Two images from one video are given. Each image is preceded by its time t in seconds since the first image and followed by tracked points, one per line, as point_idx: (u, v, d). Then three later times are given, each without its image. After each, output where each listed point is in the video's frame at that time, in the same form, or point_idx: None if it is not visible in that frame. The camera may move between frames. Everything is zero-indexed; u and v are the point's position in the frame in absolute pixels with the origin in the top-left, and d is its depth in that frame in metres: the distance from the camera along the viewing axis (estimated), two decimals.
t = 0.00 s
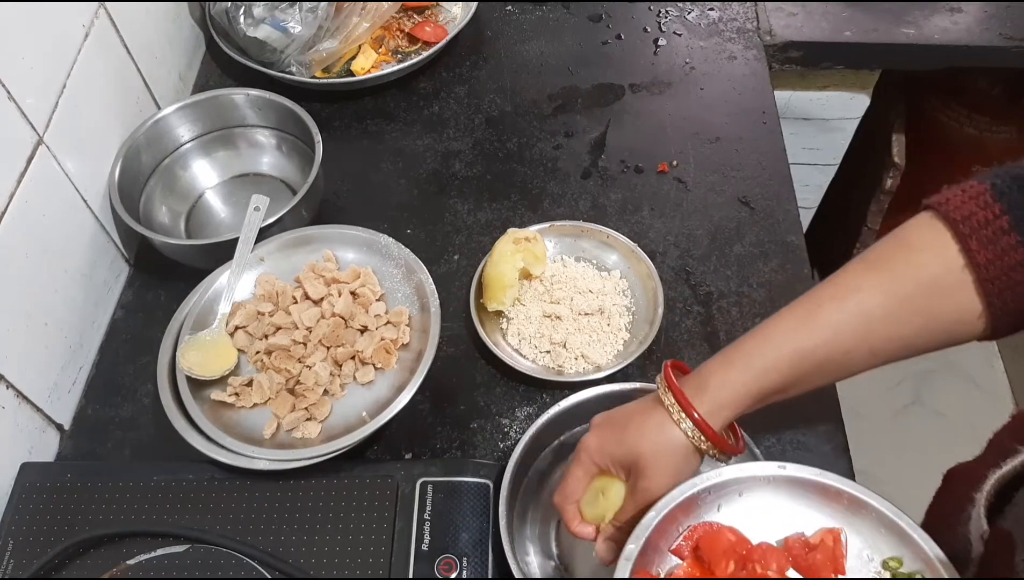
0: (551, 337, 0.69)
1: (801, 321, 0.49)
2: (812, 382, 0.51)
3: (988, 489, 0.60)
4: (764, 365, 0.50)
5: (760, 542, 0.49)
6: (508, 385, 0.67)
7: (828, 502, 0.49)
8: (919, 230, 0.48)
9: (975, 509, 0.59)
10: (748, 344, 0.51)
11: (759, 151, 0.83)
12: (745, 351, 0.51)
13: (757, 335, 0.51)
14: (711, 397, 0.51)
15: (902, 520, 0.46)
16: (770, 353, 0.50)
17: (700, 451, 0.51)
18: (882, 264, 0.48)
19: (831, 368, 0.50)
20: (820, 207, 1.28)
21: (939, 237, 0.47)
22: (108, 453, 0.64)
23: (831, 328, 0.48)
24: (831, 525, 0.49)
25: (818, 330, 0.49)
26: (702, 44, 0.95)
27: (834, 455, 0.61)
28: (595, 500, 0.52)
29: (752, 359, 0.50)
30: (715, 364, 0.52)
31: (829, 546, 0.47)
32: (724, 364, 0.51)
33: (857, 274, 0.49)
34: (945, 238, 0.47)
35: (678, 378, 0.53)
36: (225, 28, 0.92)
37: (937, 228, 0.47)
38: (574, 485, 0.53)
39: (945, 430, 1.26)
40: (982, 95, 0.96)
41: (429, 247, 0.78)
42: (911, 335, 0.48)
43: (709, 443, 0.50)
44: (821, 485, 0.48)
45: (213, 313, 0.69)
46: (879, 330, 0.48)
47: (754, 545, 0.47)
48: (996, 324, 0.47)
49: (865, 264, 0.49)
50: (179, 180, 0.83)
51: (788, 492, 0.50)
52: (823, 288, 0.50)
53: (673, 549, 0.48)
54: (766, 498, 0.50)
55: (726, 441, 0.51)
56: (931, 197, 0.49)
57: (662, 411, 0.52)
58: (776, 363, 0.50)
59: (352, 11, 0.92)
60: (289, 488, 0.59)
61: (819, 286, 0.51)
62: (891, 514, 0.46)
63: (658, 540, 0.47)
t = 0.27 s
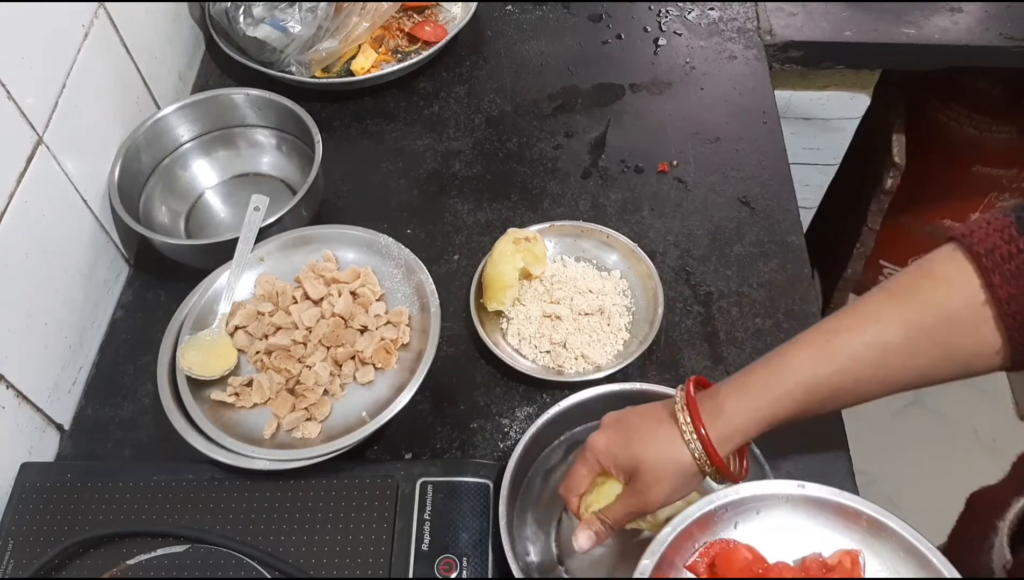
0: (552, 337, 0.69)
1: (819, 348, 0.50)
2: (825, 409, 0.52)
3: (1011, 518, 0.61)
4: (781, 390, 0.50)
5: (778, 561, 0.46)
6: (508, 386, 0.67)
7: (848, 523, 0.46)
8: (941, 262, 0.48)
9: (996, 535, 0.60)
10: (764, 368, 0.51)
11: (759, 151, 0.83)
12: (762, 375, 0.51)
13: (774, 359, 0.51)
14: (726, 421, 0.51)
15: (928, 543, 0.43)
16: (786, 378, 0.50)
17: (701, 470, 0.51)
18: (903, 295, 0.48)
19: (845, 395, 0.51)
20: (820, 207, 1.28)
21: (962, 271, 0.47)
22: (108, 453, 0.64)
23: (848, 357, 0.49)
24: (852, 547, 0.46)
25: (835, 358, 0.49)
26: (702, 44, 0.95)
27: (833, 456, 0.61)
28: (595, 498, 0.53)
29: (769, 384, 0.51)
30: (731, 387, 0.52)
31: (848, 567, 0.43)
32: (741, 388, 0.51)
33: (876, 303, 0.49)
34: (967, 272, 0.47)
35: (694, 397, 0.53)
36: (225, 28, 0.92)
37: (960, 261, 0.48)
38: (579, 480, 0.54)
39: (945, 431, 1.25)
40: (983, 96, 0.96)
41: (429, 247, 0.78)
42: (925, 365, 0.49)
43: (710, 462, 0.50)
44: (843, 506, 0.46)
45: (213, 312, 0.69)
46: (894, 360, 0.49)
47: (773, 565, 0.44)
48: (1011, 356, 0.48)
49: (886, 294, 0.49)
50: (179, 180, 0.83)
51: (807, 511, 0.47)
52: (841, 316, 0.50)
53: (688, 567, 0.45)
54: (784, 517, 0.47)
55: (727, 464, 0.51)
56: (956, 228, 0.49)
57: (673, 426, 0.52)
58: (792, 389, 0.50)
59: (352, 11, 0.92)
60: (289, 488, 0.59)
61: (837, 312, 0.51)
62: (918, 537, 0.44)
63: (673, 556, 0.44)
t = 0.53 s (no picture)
0: (552, 337, 0.69)
1: (828, 362, 0.50)
2: (830, 423, 0.52)
3: None
4: (788, 402, 0.51)
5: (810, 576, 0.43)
6: (508, 386, 0.67)
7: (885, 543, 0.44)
8: (955, 282, 0.49)
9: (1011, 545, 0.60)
10: (773, 379, 0.52)
11: (759, 151, 0.83)
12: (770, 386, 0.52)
13: (781, 372, 0.52)
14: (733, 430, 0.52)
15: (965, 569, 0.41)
16: (794, 390, 0.51)
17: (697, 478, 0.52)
18: (915, 314, 0.49)
19: (850, 411, 0.51)
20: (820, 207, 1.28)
21: (976, 293, 0.48)
22: (108, 453, 0.64)
23: (856, 372, 0.50)
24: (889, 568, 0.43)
25: (843, 372, 0.50)
26: (702, 44, 0.95)
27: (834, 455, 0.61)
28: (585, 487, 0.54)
29: (777, 395, 0.51)
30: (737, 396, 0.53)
31: None
32: (747, 397, 0.52)
33: (887, 320, 0.50)
34: (980, 294, 0.48)
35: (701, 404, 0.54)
36: (225, 28, 0.92)
37: (973, 282, 0.48)
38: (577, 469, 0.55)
39: (945, 432, 1.24)
40: (983, 96, 0.95)
41: (429, 247, 0.78)
42: (932, 383, 0.50)
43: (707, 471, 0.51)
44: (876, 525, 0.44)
45: (213, 312, 0.69)
46: (902, 377, 0.49)
47: None
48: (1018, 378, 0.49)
49: (898, 312, 0.50)
50: (179, 180, 0.83)
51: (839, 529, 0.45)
52: (851, 330, 0.51)
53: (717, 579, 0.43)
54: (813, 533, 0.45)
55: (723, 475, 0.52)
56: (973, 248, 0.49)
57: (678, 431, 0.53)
58: (800, 402, 0.51)
59: (352, 12, 0.92)
60: (289, 488, 0.59)
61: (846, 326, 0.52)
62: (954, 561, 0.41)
63: (702, 566, 0.42)
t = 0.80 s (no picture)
0: (552, 337, 0.69)
1: (824, 370, 0.50)
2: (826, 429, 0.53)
3: None
4: (782, 407, 0.51)
5: None
6: (508, 385, 0.67)
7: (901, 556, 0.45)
8: (956, 291, 0.48)
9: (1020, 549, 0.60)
10: (768, 385, 0.52)
11: (759, 151, 0.83)
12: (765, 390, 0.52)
13: (777, 378, 0.52)
14: (728, 435, 0.52)
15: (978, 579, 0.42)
16: (788, 396, 0.51)
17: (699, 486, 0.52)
18: (912, 323, 0.49)
19: (846, 418, 0.51)
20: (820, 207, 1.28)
21: (975, 303, 0.47)
22: (108, 453, 0.64)
23: (851, 380, 0.50)
24: None
25: (838, 379, 0.50)
26: (702, 44, 0.95)
27: (835, 455, 0.61)
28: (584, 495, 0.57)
29: (772, 401, 0.52)
30: (732, 399, 0.53)
31: None
32: (742, 401, 0.52)
33: (885, 328, 0.50)
34: (980, 304, 0.47)
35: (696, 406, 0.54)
36: (225, 28, 0.92)
37: (974, 292, 0.48)
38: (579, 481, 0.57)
39: (946, 432, 1.24)
40: (983, 97, 0.95)
41: (429, 247, 0.78)
42: (930, 392, 0.49)
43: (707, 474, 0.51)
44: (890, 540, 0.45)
45: (213, 312, 0.69)
46: (898, 386, 0.49)
47: None
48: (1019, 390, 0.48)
49: (896, 320, 0.50)
50: (179, 180, 0.83)
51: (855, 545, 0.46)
52: (849, 337, 0.51)
53: None
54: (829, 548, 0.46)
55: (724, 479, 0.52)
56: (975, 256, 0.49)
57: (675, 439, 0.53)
58: (794, 409, 0.51)
59: (352, 12, 0.92)
60: (289, 488, 0.59)
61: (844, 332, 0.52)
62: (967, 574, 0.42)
63: None
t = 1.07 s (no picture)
0: (553, 336, 0.69)
1: (842, 340, 0.51)
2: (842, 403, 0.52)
3: None
4: (801, 376, 0.51)
5: None
6: (508, 386, 0.67)
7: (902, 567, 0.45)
8: (976, 265, 0.49)
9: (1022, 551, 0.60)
10: (786, 354, 0.52)
11: (759, 151, 0.83)
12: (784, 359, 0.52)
13: (794, 347, 0.52)
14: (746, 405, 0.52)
15: None
16: (808, 364, 0.51)
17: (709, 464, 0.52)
18: (933, 296, 0.49)
19: (862, 392, 0.51)
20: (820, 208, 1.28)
21: (994, 278, 0.48)
22: (108, 453, 0.64)
23: (869, 349, 0.50)
24: None
25: (858, 348, 0.50)
26: (702, 44, 0.95)
27: (835, 455, 0.61)
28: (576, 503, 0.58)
29: (791, 369, 0.51)
30: (750, 368, 0.53)
31: None
32: (761, 370, 0.52)
33: (906, 300, 0.50)
34: (1000, 278, 0.48)
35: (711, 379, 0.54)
36: (225, 28, 0.92)
37: (993, 267, 0.49)
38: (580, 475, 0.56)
39: (945, 433, 1.24)
40: (983, 97, 0.95)
41: (429, 247, 0.78)
42: (947, 366, 0.50)
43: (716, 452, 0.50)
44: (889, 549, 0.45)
45: (213, 312, 0.69)
46: (917, 357, 0.49)
47: None
48: None
49: (916, 293, 0.50)
50: (179, 180, 0.83)
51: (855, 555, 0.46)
52: (868, 309, 0.51)
53: None
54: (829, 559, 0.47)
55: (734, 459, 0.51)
56: (994, 235, 0.50)
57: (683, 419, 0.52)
58: (811, 380, 0.51)
59: (352, 11, 0.92)
60: (289, 488, 0.59)
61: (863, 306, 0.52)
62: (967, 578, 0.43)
63: None
